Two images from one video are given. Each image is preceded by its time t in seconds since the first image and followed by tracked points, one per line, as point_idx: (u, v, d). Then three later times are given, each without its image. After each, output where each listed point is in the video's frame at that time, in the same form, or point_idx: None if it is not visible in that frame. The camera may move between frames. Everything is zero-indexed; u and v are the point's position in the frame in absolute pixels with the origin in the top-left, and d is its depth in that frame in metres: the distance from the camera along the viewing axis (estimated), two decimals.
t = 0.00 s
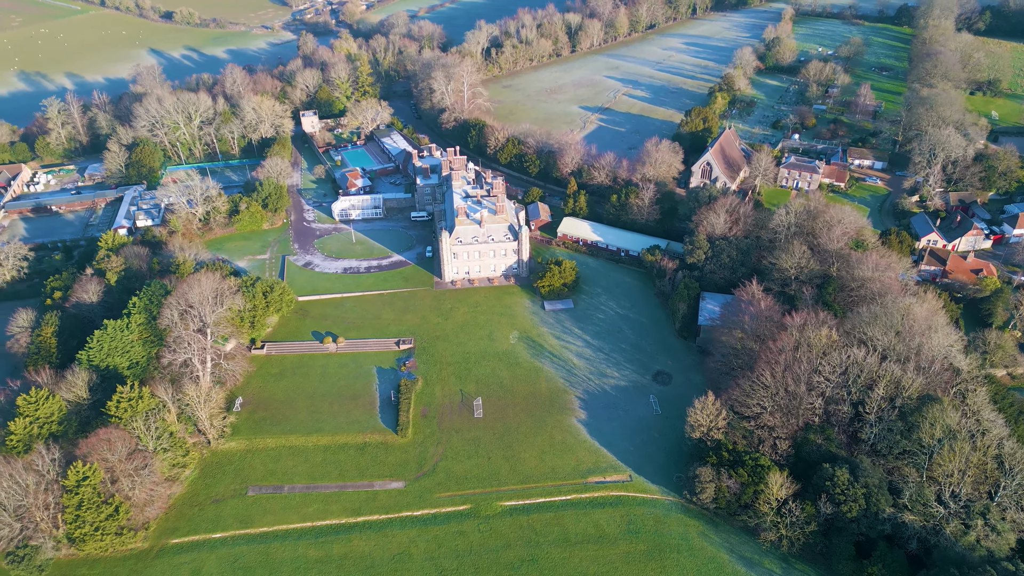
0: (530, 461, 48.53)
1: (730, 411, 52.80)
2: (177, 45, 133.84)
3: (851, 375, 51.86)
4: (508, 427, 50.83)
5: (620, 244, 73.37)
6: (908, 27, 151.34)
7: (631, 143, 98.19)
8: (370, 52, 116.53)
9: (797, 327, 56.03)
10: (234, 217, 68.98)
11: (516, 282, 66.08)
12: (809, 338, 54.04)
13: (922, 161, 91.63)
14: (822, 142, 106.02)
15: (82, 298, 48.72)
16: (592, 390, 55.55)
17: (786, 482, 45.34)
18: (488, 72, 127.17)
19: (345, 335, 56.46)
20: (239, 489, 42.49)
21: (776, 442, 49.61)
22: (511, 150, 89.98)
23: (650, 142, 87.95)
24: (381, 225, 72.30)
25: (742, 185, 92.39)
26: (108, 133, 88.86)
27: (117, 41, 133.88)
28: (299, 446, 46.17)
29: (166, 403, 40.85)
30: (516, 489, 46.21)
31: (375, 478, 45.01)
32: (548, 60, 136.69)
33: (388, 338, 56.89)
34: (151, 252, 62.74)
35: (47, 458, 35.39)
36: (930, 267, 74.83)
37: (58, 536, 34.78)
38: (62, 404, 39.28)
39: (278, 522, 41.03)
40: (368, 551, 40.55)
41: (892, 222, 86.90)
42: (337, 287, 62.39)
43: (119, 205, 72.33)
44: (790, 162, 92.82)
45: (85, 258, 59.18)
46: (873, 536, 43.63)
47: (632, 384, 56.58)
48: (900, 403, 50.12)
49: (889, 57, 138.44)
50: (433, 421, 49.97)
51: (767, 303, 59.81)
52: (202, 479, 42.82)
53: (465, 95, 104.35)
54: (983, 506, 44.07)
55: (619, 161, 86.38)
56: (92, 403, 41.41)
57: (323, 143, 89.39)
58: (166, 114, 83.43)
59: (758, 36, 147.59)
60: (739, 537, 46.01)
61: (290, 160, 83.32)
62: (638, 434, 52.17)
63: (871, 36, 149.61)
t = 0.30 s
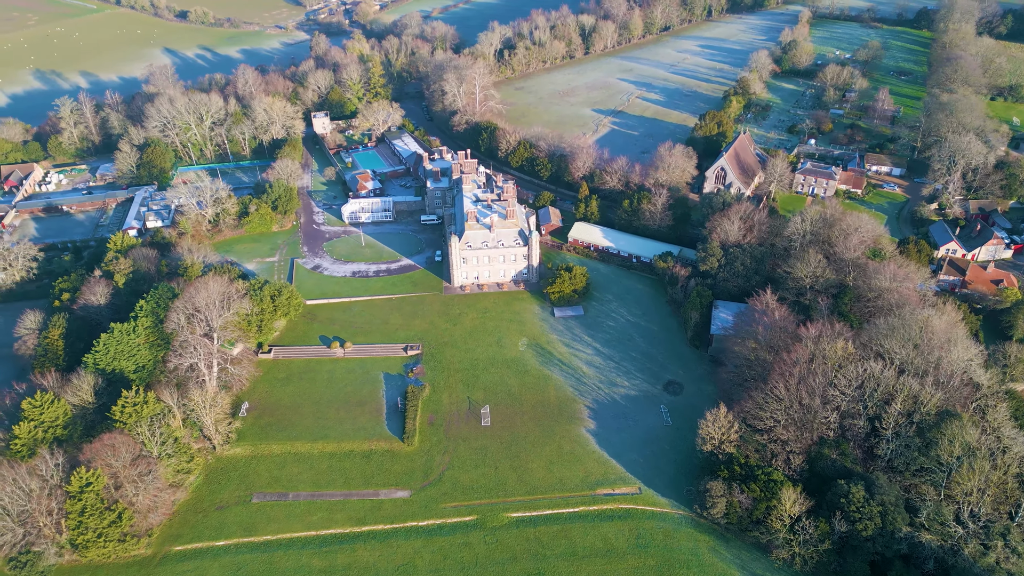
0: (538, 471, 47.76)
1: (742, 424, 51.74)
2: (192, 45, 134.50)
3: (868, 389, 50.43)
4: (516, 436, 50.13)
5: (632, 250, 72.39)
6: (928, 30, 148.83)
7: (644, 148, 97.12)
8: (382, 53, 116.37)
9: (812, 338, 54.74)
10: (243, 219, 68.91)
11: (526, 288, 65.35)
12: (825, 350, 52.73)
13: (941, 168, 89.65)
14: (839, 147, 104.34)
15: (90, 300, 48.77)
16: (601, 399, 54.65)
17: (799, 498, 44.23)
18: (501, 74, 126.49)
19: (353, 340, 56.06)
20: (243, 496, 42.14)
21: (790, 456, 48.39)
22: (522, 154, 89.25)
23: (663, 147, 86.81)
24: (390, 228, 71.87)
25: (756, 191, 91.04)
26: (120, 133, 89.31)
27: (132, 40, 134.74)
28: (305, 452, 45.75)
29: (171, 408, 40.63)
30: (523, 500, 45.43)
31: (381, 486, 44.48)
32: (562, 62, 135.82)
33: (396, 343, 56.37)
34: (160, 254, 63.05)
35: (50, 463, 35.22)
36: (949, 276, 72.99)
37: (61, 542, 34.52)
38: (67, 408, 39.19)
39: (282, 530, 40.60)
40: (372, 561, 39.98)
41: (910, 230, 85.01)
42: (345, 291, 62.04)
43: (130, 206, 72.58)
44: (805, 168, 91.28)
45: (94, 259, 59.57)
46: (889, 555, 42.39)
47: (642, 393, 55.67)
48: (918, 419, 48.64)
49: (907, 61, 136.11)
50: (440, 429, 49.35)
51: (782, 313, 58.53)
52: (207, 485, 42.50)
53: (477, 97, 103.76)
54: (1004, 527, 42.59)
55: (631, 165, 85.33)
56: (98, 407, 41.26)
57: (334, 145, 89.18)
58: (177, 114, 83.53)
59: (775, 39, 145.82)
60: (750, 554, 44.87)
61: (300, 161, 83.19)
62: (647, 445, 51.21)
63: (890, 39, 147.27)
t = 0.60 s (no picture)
0: (545, 482, 46.97)
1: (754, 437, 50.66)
2: (205, 44, 134.96)
3: (884, 403, 48.99)
4: (523, 445, 49.37)
5: (644, 256, 71.40)
6: (947, 34, 146.37)
7: (657, 152, 95.98)
8: (394, 55, 116.18)
9: (826, 350, 53.49)
10: (253, 221, 68.85)
11: (535, 294, 64.67)
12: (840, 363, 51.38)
13: (961, 175, 87.77)
14: (855, 153, 102.60)
15: (97, 302, 49.12)
16: (610, 409, 53.75)
17: (813, 515, 43.09)
18: (513, 76, 125.83)
19: (360, 344, 55.67)
20: (247, 503, 41.77)
21: (804, 471, 47.07)
22: (534, 157, 88.46)
23: (676, 151, 85.69)
24: (399, 232, 71.46)
25: (771, 197, 89.62)
26: (131, 133, 89.74)
27: (146, 40, 135.44)
28: (310, 460, 45.30)
29: (175, 414, 40.49)
30: (530, 512, 44.66)
31: (386, 495, 43.91)
32: (574, 64, 134.82)
33: (403, 349, 55.85)
34: (169, 256, 63.14)
35: (54, 468, 35.11)
36: (969, 287, 71.28)
37: (63, 548, 34.24)
38: (72, 412, 39.16)
39: (286, 539, 40.16)
40: (377, 571, 39.42)
41: (929, 238, 83.17)
42: (354, 295, 61.70)
43: (140, 207, 72.89)
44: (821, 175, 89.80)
45: (103, 260, 60.03)
46: None
47: (652, 403, 54.69)
48: (936, 435, 47.19)
49: (926, 65, 133.86)
50: (446, 437, 48.74)
51: (797, 324, 57.16)
52: (210, 492, 42.13)
53: (488, 100, 103.13)
54: None
55: (644, 170, 84.28)
56: (103, 411, 41.21)
57: (345, 147, 88.97)
58: (188, 115, 83.66)
59: (791, 42, 143.89)
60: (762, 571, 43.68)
61: (311, 163, 83.05)
62: (657, 457, 50.17)
63: (908, 43, 144.97)
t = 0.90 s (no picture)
0: (552, 493, 46.21)
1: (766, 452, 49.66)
2: (219, 44, 135.45)
3: (902, 418, 47.32)
4: (530, 456, 48.66)
5: (655, 262, 70.48)
6: (968, 38, 143.67)
7: (670, 156, 94.87)
8: (407, 56, 115.94)
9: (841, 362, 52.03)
10: (262, 223, 68.97)
11: (545, 300, 63.97)
12: (857, 376, 49.73)
13: (981, 183, 85.80)
14: (873, 159, 100.75)
15: (104, 305, 51.01)
16: (620, 419, 52.82)
17: (827, 533, 41.93)
18: (525, 78, 125.21)
19: (367, 350, 55.73)
20: (251, 511, 41.70)
21: (820, 487, 45.64)
22: (545, 161, 87.77)
23: (690, 156, 84.57)
24: (409, 235, 71.41)
25: (786, 203, 88.29)
26: (143, 133, 90.21)
27: (160, 39, 136.22)
28: (315, 467, 45.31)
29: (179, 420, 41.49)
30: (536, 524, 43.88)
31: (391, 505, 43.48)
32: (587, 66, 133.84)
33: (411, 355, 55.84)
34: (177, 259, 63.44)
35: (57, 474, 36.05)
36: (988, 298, 69.52)
37: (65, 555, 34.35)
38: (76, 416, 40.53)
39: (289, 548, 39.78)
40: None
41: (947, 247, 81.13)
42: (363, 299, 61.68)
43: (150, 208, 73.45)
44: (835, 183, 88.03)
45: (111, 262, 60.28)
46: None
47: (662, 413, 53.76)
48: (955, 452, 45.53)
49: (946, 70, 131.41)
50: (452, 446, 48.25)
51: (811, 336, 55.52)
52: (214, 499, 42.21)
53: (500, 102, 102.65)
54: None
55: (656, 175, 83.33)
56: (107, 416, 42.66)
57: (355, 149, 88.79)
58: (199, 116, 83.82)
59: (808, 45, 142.00)
60: None
61: (321, 165, 83.00)
62: (667, 470, 49.15)
63: (927, 47, 142.47)
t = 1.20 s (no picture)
0: (559, 505, 45.43)
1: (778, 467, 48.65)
2: (232, 44, 135.82)
3: (920, 434, 45.80)
4: (537, 466, 47.94)
5: (666, 269, 69.45)
6: (988, 42, 140.95)
7: (683, 161, 93.74)
8: (418, 57, 115.63)
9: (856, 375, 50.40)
10: (270, 225, 68.91)
11: (554, 306, 63.21)
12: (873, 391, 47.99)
13: (1003, 191, 83.72)
14: (890, 166, 98.87)
15: (111, 307, 51.21)
16: (629, 430, 51.87)
17: (841, 552, 40.82)
18: (537, 80, 124.48)
19: (374, 356, 55.69)
20: (255, 519, 41.92)
21: (834, 504, 44.39)
22: (556, 165, 87.07)
23: (703, 161, 83.40)
24: (418, 239, 71.15)
25: (800, 210, 86.84)
26: (154, 133, 90.46)
27: (174, 38, 136.86)
28: (320, 474, 45.41)
29: (183, 427, 41.84)
30: (542, 537, 43.11)
31: (395, 515, 43.18)
32: (600, 68, 132.83)
33: (418, 361, 55.62)
34: (186, 261, 63.59)
35: (60, 479, 36.25)
36: (1008, 310, 67.72)
37: (67, 562, 34.34)
38: (81, 421, 40.83)
39: (291, 558, 39.92)
40: None
41: (966, 256, 79.19)
42: (371, 304, 61.57)
43: (159, 208, 73.80)
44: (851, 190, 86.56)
45: (120, 264, 61.08)
46: None
47: (673, 424, 52.67)
48: (974, 471, 43.92)
49: (965, 74, 128.87)
50: (459, 455, 47.87)
51: (826, 348, 53.61)
52: (218, 506, 42.53)
53: (511, 105, 102.00)
54: None
55: (669, 180, 82.27)
56: (111, 421, 42.93)
57: (366, 151, 88.52)
58: (209, 116, 83.71)
59: (824, 49, 140.07)
60: None
61: (331, 167, 82.85)
62: (677, 483, 48.15)
63: (947, 51, 139.84)
